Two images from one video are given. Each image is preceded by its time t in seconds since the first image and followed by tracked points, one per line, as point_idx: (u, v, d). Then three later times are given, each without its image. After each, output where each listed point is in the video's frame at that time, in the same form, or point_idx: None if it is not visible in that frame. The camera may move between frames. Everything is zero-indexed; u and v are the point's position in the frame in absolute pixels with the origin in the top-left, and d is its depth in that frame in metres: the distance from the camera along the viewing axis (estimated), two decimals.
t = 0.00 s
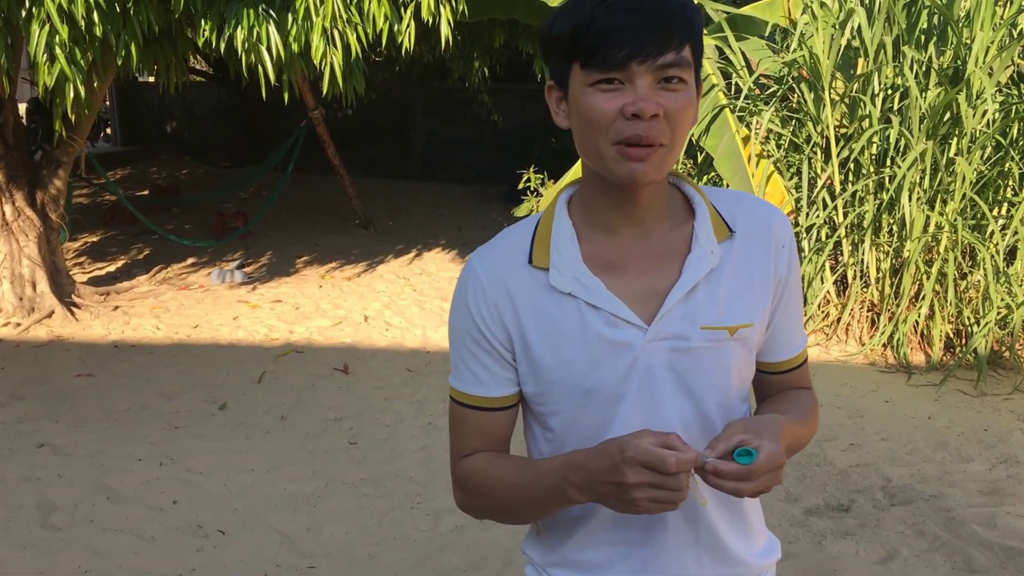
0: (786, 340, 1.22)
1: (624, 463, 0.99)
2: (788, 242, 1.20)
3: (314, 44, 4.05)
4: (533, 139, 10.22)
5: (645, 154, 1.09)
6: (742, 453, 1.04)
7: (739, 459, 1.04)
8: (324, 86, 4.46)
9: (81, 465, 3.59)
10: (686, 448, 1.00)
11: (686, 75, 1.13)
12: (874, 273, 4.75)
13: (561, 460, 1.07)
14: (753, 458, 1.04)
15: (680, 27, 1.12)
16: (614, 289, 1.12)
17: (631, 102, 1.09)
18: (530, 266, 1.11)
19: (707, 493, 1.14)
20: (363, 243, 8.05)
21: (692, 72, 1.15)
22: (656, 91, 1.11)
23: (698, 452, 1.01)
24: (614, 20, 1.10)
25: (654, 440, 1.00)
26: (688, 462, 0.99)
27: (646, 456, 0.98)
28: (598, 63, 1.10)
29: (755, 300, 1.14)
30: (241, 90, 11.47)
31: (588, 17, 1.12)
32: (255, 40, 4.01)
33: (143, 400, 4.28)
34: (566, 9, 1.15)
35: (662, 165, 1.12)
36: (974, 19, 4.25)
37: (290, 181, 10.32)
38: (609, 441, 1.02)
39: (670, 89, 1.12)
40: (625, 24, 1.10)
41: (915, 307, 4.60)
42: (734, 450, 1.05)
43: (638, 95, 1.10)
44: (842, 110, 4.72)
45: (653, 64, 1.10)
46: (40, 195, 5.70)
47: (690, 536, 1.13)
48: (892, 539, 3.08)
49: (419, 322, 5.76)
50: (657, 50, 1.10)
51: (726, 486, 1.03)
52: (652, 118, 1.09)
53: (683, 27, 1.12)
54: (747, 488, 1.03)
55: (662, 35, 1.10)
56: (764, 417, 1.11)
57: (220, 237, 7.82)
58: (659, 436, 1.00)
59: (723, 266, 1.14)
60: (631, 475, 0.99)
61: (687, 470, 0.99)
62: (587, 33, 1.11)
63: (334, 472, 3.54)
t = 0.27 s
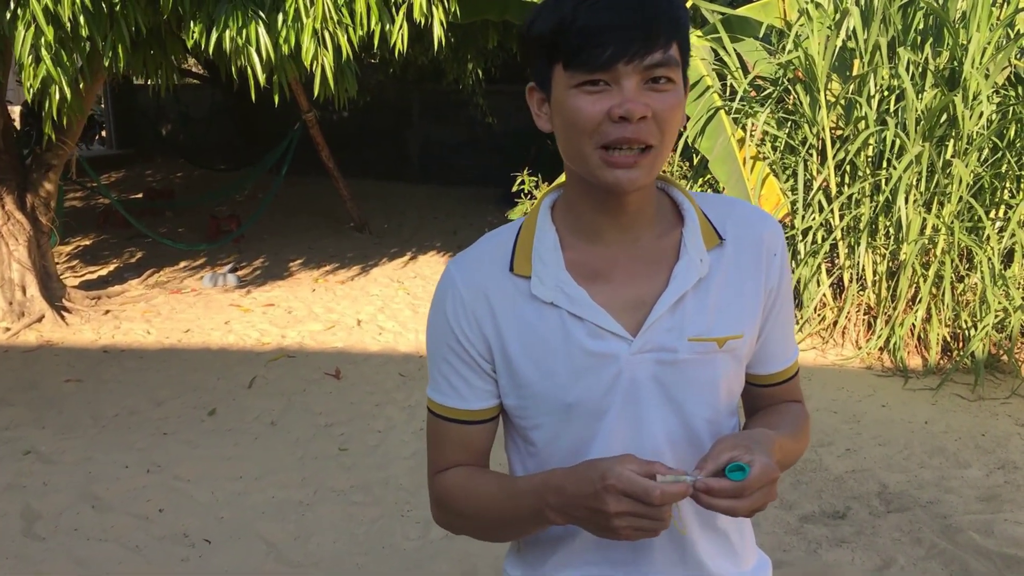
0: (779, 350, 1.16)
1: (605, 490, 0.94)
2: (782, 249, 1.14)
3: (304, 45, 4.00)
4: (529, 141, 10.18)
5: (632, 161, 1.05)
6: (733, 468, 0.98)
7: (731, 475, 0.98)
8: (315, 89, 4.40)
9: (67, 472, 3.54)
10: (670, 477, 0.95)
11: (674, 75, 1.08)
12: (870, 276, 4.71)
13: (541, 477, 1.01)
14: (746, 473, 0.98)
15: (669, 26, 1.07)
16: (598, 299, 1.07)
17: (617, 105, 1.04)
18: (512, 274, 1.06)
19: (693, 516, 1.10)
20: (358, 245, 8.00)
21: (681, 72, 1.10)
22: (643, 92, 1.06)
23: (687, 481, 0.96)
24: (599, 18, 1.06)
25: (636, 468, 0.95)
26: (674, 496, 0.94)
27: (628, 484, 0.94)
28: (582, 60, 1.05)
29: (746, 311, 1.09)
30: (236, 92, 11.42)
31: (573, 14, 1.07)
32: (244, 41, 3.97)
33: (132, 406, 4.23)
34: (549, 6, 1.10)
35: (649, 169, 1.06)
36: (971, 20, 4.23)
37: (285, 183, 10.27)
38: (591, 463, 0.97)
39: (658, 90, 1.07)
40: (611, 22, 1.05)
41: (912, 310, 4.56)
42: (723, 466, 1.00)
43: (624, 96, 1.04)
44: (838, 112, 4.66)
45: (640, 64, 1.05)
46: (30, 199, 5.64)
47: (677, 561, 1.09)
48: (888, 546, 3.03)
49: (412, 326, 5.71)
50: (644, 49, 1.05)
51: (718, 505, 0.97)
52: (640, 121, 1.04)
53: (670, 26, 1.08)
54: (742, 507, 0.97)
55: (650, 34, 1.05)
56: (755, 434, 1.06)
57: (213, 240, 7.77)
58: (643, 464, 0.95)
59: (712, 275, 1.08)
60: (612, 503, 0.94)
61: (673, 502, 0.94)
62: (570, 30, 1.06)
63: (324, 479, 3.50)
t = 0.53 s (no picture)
0: (752, 364, 1.12)
1: (565, 509, 0.90)
2: (756, 260, 1.10)
3: (289, 46, 3.95)
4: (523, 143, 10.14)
5: (602, 169, 1.01)
6: (685, 500, 0.94)
7: (684, 511, 0.94)
8: (301, 90, 4.35)
9: (47, 480, 3.49)
10: (633, 499, 0.91)
11: (647, 82, 1.04)
12: (863, 278, 4.67)
13: (501, 497, 0.96)
14: (699, 505, 0.94)
15: (644, 31, 1.03)
16: (563, 310, 1.02)
17: (589, 111, 1.01)
18: (474, 283, 1.01)
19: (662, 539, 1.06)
20: (350, 248, 7.95)
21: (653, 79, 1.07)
22: (616, 99, 1.02)
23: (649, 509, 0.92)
24: (575, 19, 1.02)
25: (599, 488, 0.91)
26: (636, 517, 0.90)
27: (590, 504, 0.89)
28: (556, 62, 1.01)
29: (718, 325, 1.04)
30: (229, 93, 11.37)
31: (543, 12, 1.03)
32: (228, 42, 3.92)
33: (116, 412, 4.18)
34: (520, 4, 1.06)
35: (619, 177, 1.02)
36: (963, 21, 4.19)
37: (277, 185, 10.22)
38: (552, 483, 0.92)
39: (630, 96, 1.03)
40: (587, 24, 1.01)
41: (906, 312, 4.51)
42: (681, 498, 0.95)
43: (597, 103, 1.01)
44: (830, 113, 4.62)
45: (615, 69, 1.02)
46: (17, 202, 5.58)
47: None
48: (879, 554, 2.99)
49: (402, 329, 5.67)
50: (619, 53, 1.01)
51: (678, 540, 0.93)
52: (611, 130, 1.00)
53: (646, 30, 1.04)
54: (701, 536, 0.93)
55: (624, 38, 1.02)
56: (726, 454, 1.02)
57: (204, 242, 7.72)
58: (607, 484, 0.91)
59: (683, 286, 1.04)
60: (571, 522, 0.90)
61: (633, 524, 0.90)
62: (541, 29, 1.02)
63: (308, 486, 3.45)
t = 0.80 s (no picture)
0: (700, 372, 1.09)
1: (496, 520, 0.87)
2: (704, 264, 1.07)
3: (269, 46, 3.92)
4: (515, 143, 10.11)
5: (543, 167, 0.97)
6: (615, 507, 0.91)
7: (616, 518, 0.91)
8: (283, 90, 4.32)
9: (24, 484, 3.46)
10: (568, 513, 0.88)
11: (591, 81, 1.01)
12: (851, 279, 4.64)
13: (436, 505, 0.94)
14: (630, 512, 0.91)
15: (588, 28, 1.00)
16: (503, 313, 0.99)
17: (528, 111, 0.97)
18: (411, 286, 0.98)
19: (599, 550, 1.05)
20: (340, 248, 7.92)
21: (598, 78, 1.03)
22: (558, 99, 0.99)
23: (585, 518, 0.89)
24: (515, 15, 0.97)
25: (533, 502, 0.88)
26: (569, 535, 0.86)
27: (522, 517, 0.87)
28: (495, 60, 0.97)
29: (664, 331, 1.01)
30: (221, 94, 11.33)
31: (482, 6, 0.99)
32: (207, 41, 3.88)
33: (97, 415, 4.15)
34: None
35: (562, 177, 0.99)
36: (949, 19, 4.14)
37: (269, 186, 10.18)
38: (488, 492, 0.90)
39: (573, 96, 1.00)
40: (527, 20, 0.97)
41: (893, 313, 4.48)
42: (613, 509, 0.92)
43: (538, 102, 0.97)
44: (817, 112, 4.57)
45: (556, 68, 0.98)
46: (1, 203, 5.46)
47: None
48: (860, 557, 2.96)
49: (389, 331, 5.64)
50: (561, 51, 0.98)
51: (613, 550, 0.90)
52: (553, 130, 0.97)
53: (589, 27, 1.00)
54: (634, 545, 0.90)
55: (566, 34, 0.98)
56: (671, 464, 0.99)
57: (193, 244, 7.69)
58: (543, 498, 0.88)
59: (628, 289, 1.00)
60: (500, 534, 0.87)
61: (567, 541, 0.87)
62: (479, 23, 0.98)
63: (287, 489, 3.42)
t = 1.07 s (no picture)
0: (641, 379, 1.10)
1: (424, 528, 0.89)
2: (646, 271, 1.08)
3: (252, 47, 3.91)
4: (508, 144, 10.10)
5: (476, 167, 0.97)
6: (541, 501, 0.93)
7: (542, 509, 0.93)
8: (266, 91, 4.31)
9: (4, 486, 3.44)
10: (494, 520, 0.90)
11: (528, 80, 1.02)
12: (838, 280, 4.62)
13: (369, 510, 0.95)
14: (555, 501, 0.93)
15: (524, 27, 1.01)
16: (442, 317, 0.99)
17: (461, 105, 0.97)
18: (349, 287, 0.98)
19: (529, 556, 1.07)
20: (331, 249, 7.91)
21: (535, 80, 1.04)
22: (493, 94, 0.99)
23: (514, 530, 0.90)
24: (446, 11, 1.00)
25: (460, 509, 0.90)
26: (494, 542, 0.88)
27: (449, 525, 0.89)
28: (429, 58, 0.98)
29: (604, 336, 1.02)
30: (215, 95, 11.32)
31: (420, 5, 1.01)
32: (189, 42, 3.87)
33: (81, 417, 4.14)
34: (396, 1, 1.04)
35: (498, 179, 0.99)
36: (935, 21, 4.10)
37: (262, 188, 10.17)
38: (416, 500, 0.92)
39: (509, 94, 1.00)
40: (460, 15, 0.99)
41: (880, 314, 4.46)
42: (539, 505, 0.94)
43: (471, 96, 0.98)
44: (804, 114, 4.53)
45: (488, 61, 0.99)
46: None
47: None
48: (840, 559, 2.95)
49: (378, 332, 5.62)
50: (494, 47, 0.98)
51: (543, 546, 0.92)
52: (486, 124, 0.97)
53: (526, 26, 1.02)
54: (565, 539, 0.92)
55: (502, 32, 0.99)
56: (607, 468, 1.00)
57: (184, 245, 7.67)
58: (469, 505, 0.90)
59: (568, 294, 1.01)
60: (428, 541, 0.89)
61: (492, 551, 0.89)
62: (416, 21, 1.00)
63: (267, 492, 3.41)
